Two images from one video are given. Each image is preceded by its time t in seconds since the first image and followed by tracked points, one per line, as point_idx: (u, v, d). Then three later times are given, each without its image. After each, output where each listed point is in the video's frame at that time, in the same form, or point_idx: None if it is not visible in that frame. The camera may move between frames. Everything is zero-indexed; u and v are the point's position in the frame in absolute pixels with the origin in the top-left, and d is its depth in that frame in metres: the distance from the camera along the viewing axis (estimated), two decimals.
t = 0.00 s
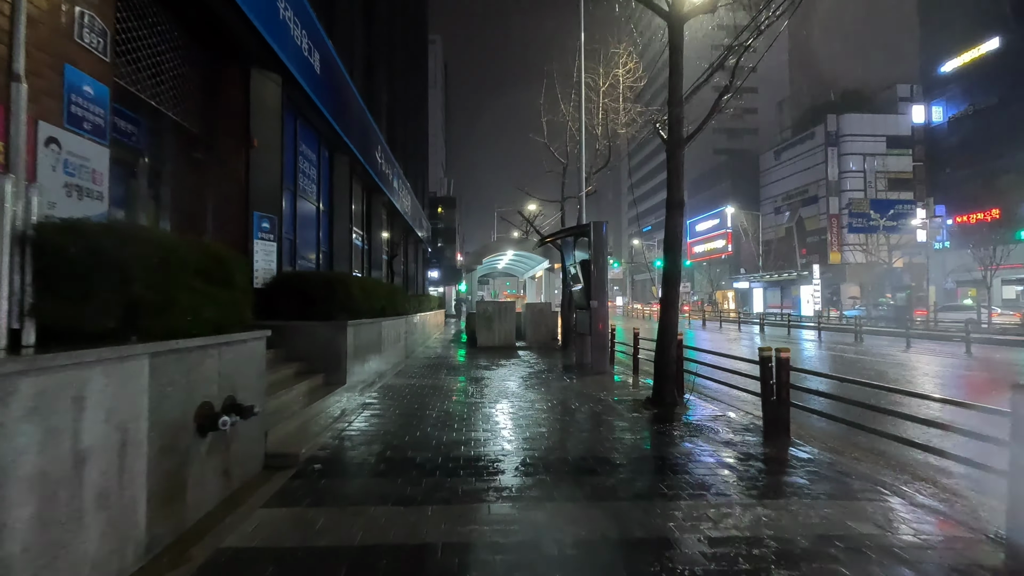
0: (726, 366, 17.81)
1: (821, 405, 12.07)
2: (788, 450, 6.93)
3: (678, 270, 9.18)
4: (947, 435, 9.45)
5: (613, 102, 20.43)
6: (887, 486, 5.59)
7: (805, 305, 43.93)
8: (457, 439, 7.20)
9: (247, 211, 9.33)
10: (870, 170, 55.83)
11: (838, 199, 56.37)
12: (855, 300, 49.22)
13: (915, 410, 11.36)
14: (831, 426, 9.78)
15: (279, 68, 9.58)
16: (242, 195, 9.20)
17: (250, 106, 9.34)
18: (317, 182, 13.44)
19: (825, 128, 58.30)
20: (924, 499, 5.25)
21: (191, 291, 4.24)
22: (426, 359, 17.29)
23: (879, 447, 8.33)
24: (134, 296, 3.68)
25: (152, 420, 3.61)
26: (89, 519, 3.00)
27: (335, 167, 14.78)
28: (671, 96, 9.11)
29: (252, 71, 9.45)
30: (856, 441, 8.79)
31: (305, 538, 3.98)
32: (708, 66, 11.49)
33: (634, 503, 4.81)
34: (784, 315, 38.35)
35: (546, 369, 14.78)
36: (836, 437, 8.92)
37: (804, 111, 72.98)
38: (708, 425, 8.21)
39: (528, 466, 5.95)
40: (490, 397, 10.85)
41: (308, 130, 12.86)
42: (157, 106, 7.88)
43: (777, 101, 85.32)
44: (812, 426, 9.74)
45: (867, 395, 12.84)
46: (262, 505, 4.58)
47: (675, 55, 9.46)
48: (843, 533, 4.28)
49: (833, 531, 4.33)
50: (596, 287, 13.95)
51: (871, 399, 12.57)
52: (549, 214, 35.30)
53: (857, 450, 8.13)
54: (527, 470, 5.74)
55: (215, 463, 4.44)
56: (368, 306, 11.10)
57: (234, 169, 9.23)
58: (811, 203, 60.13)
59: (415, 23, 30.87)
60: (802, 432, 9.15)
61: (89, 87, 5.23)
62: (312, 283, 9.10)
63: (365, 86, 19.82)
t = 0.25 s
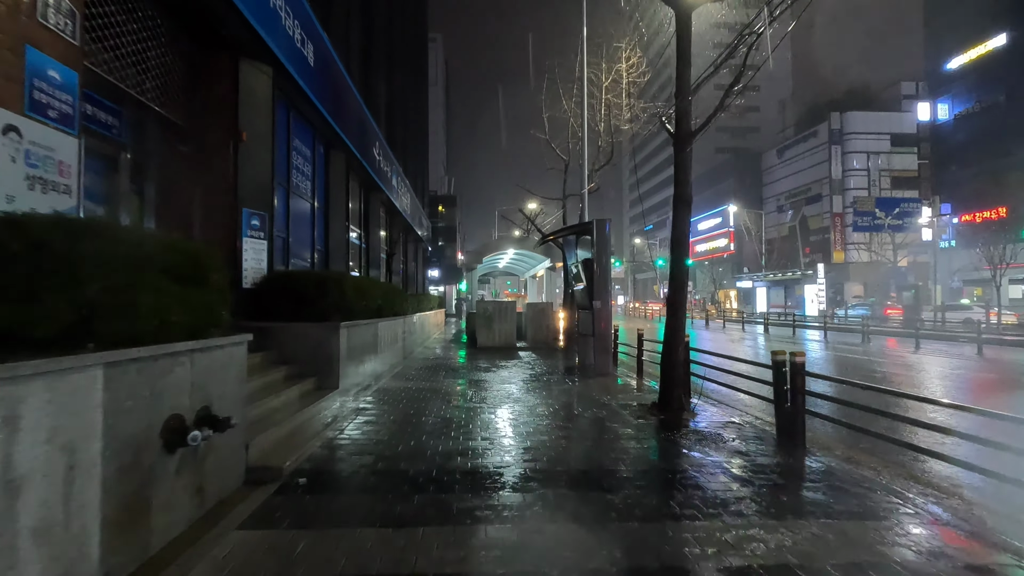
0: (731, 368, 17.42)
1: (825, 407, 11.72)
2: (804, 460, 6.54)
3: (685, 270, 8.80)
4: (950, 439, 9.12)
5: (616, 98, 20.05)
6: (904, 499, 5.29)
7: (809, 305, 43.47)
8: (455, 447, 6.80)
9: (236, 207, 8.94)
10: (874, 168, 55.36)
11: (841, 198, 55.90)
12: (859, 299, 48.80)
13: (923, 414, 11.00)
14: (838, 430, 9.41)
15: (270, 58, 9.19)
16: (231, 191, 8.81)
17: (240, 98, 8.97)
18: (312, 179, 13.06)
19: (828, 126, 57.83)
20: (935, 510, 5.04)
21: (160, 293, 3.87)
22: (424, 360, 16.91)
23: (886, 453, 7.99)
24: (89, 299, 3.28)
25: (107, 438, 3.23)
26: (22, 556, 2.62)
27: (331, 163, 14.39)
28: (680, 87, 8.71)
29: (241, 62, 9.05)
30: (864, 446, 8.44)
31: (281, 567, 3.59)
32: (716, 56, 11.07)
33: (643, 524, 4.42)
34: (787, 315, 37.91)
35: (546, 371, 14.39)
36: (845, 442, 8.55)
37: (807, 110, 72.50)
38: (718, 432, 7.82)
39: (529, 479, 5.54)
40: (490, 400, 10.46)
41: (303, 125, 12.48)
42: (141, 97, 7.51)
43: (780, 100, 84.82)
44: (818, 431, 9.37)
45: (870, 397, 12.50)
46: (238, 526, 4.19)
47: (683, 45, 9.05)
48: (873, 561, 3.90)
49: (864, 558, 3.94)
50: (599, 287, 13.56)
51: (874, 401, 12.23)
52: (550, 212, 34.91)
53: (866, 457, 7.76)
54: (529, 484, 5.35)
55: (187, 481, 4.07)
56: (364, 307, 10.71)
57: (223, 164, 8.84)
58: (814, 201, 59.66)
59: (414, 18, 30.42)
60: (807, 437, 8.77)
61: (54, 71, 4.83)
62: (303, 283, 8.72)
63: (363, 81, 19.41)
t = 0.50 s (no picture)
0: (738, 369, 17.02)
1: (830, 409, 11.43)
2: (823, 469, 6.17)
3: (694, 267, 8.42)
4: (956, 440, 8.81)
5: (619, 94, 19.68)
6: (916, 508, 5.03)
7: (813, 304, 43.10)
8: (455, 455, 6.43)
9: (226, 202, 8.59)
10: (877, 167, 54.91)
11: (845, 197, 55.48)
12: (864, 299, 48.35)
13: (928, 415, 10.69)
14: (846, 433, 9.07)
15: (262, 48, 8.84)
16: (220, 186, 8.47)
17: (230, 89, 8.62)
18: (307, 175, 12.70)
19: (832, 125, 57.37)
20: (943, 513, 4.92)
21: (124, 291, 3.51)
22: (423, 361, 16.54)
23: (895, 456, 7.66)
24: (39, 297, 2.93)
25: (55, 452, 2.88)
26: None
27: (328, 159, 14.04)
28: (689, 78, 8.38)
29: (231, 50, 8.69)
30: (873, 449, 8.10)
31: None
32: (725, 48, 10.69)
33: (654, 543, 4.07)
34: (792, 315, 37.53)
35: (548, 373, 14.02)
36: (858, 446, 8.21)
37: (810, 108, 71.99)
38: (730, 437, 7.45)
39: (533, 490, 5.18)
40: (490, 403, 10.09)
41: (298, 119, 12.12)
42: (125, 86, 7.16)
43: (782, 98, 84.30)
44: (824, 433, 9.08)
45: (877, 399, 12.14)
46: (213, 546, 3.84)
47: (692, 34, 8.69)
48: None
49: None
50: (603, 287, 13.17)
51: (880, 402, 11.88)
52: (552, 210, 34.53)
53: (876, 460, 7.43)
54: (531, 496, 4.99)
55: (157, 497, 3.71)
56: (360, 307, 10.34)
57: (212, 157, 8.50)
58: (817, 200, 59.22)
59: (414, 14, 30.07)
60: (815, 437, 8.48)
61: (20, 52, 4.49)
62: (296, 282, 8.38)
63: (362, 77, 19.06)
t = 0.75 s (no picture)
0: (744, 371, 16.62)
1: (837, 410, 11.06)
2: (845, 479, 5.79)
3: (705, 265, 8.04)
4: (960, 441, 8.52)
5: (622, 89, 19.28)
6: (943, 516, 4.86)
7: (817, 304, 42.68)
8: (455, 464, 6.06)
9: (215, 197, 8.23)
10: (882, 166, 54.44)
11: (849, 196, 55.03)
12: (869, 298, 47.92)
13: (934, 416, 10.38)
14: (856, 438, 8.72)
15: (253, 36, 8.48)
16: (208, 180, 8.12)
17: (219, 79, 8.25)
18: (303, 170, 12.34)
19: (836, 123, 56.90)
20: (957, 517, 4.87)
21: (81, 290, 3.15)
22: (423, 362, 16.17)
23: (905, 459, 7.34)
24: None
25: None
26: None
27: (324, 155, 13.67)
28: (700, 67, 8.00)
29: (220, 39, 8.34)
30: (879, 451, 7.79)
31: None
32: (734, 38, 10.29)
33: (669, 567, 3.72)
34: (797, 315, 37.10)
35: (550, 374, 13.64)
36: (872, 451, 7.84)
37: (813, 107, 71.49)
38: (743, 444, 7.08)
39: (536, 504, 4.82)
40: (491, 406, 9.73)
41: (293, 113, 11.77)
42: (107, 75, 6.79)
43: (786, 97, 83.75)
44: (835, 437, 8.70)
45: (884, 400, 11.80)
46: (184, 572, 3.48)
47: (703, 21, 8.30)
48: None
49: None
50: (607, 286, 12.78)
51: (886, 403, 11.55)
52: (554, 209, 34.14)
53: (892, 466, 7.07)
54: (535, 511, 4.63)
55: (120, 518, 3.35)
56: (357, 306, 9.96)
57: (200, 150, 8.14)
58: (821, 199, 58.76)
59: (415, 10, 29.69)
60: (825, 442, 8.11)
61: None
62: (288, 281, 8.03)
63: (361, 72, 18.68)
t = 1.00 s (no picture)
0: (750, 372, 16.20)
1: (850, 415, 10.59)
2: (868, 492, 5.44)
3: (716, 265, 7.67)
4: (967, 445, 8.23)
5: (626, 85, 18.92)
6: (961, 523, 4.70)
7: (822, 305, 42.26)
8: (455, 475, 5.67)
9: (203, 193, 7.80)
10: (886, 165, 53.98)
11: (853, 195, 54.58)
12: (874, 298, 47.51)
13: (940, 419, 10.08)
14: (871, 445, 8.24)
15: (244, 27, 8.12)
16: (196, 174, 7.69)
17: (209, 71, 7.89)
18: (298, 167, 12.00)
19: (840, 122, 56.43)
20: (968, 523, 4.77)
21: (28, 294, 2.79)
22: (422, 364, 15.80)
23: (917, 465, 7.02)
24: None
25: None
26: None
27: (321, 152, 13.32)
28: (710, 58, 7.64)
29: (209, 29, 7.96)
30: (887, 456, 7.49)
31: None
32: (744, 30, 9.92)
33: None
34: (801, 316, 36.70)
35: (553, 377, 13.26)
36: (889, 458, 7.47)
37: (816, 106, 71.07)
38: (759, 453, 6.69)
39: (542, 523, 4.45)
40: (492, 411, 9.35)
41: (288, 108, 11.43)
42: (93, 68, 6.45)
43: (788, 96, 83.35)
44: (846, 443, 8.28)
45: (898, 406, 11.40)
46: None
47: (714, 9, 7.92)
48: None
49: None
50: (611, 286, 12.37)
51: (899, 409, 11.15)
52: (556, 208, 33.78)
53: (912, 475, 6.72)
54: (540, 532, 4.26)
55: (75, 548, 3.01)
56: (353, 308, 9.59)
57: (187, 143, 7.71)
58: (825, 198, 58.31)
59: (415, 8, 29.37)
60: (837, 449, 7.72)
61: None
62: (279, 282, 7.67)
63: (360, 68, 18.33)
